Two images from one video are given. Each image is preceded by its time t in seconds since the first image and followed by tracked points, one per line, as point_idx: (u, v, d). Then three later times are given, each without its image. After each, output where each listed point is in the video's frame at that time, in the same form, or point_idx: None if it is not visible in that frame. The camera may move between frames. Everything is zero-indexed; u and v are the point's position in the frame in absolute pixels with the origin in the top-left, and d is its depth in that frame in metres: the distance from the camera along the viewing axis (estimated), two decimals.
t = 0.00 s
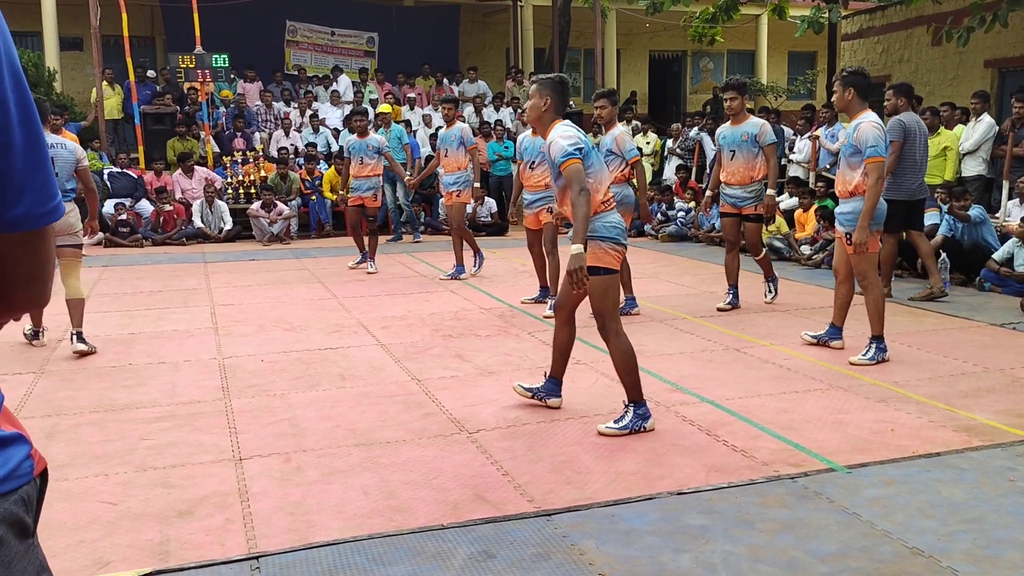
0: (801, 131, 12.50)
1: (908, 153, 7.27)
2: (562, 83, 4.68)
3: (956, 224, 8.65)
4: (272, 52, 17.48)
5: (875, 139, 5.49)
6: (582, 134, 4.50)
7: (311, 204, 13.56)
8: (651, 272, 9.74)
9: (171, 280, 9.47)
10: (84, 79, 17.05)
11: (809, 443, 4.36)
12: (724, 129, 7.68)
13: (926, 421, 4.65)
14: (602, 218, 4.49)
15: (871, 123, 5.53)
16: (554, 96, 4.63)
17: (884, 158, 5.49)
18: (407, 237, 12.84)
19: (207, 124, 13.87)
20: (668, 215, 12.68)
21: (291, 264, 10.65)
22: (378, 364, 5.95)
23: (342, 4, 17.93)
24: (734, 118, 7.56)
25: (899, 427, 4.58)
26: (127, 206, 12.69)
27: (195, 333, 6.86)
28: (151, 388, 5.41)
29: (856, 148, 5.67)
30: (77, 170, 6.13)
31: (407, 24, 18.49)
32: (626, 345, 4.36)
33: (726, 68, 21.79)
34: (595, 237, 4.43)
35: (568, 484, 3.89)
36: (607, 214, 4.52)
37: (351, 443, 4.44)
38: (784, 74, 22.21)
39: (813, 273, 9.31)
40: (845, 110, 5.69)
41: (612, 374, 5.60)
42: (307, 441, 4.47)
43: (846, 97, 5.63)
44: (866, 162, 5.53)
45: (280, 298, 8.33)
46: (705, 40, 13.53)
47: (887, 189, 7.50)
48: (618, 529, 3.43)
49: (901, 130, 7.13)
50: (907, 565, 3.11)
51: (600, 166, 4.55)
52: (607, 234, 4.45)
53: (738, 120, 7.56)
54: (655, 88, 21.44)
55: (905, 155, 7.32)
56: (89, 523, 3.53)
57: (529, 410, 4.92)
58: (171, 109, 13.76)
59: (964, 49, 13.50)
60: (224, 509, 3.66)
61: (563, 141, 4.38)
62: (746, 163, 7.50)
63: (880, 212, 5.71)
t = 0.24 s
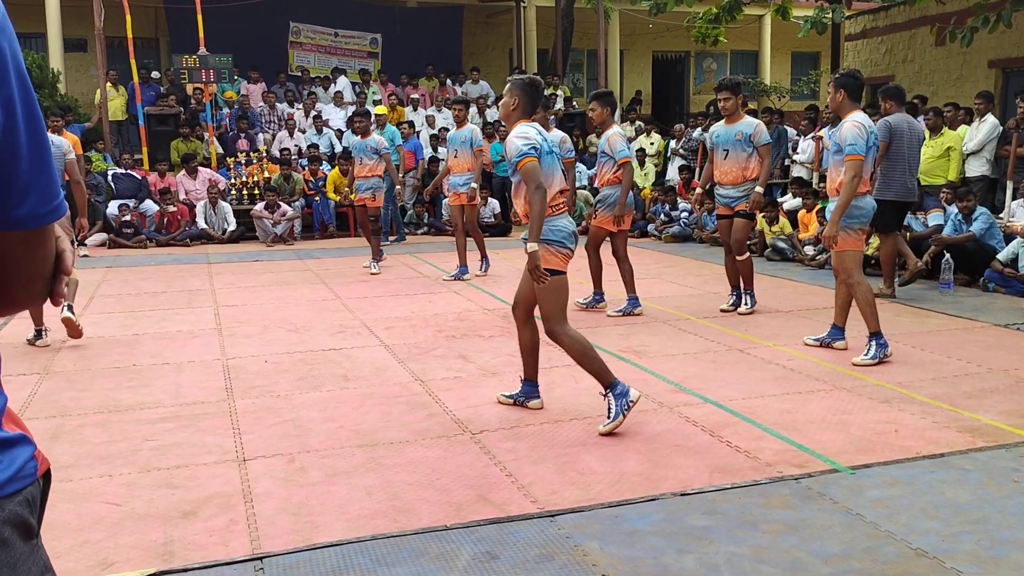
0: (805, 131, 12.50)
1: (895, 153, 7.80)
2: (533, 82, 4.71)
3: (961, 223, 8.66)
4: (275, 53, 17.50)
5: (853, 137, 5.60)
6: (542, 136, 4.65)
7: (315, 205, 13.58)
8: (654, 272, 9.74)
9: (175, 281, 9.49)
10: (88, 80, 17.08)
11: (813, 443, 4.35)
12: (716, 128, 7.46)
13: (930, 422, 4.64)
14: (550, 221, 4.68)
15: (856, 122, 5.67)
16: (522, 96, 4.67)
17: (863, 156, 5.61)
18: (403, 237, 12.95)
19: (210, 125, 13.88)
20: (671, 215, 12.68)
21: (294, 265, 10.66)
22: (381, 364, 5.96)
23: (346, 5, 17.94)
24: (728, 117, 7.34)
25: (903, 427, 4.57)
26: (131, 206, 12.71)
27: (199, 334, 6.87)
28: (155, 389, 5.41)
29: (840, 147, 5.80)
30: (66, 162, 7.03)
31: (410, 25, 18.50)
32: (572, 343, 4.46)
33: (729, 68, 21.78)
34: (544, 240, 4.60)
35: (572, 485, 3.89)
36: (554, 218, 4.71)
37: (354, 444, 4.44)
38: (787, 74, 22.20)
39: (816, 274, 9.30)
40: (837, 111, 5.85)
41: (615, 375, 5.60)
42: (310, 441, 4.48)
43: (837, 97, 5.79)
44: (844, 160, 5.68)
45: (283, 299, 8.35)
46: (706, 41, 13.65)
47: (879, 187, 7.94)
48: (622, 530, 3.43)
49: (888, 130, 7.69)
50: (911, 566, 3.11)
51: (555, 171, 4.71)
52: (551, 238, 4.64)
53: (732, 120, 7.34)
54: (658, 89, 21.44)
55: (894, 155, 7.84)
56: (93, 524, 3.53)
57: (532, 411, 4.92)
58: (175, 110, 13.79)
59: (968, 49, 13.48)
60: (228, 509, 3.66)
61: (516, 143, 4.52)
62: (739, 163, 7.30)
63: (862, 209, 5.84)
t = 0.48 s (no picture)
0: (809, 132, 12.50)
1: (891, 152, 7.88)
2: (496, 73, 4.86)
3: (967, 224, 8.65)
4: (280, 54, 17.52)
5: (840, 137, 5.80)
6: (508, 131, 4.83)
7: (319, 205, 13.58)
8: (659, 272, 9.74)
9: (180, 281, 9.50)
10: (93, 81, 17.12)
11: (817, 444, 4.35)
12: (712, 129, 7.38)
13: (935, 423, 4.64)
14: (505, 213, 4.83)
15: (848, 123, 5.87)
16: (486, 88, 4.80)
17: (849, 155, 5.79)
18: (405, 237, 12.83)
19: (215, 126, 13.90)
20: (675, 216, 12.67)
21: (298, 266, 10.67)
22: (386, 365, 5.96)
23: (350, 6, 17.96)
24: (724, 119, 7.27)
25: (908, 428, 4.57)
26: (136, 207, 12.73)
27: (204, 335, 6.88)
28: (159, 389, 5.42)
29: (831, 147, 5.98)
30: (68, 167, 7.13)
31: (414, 26, 18.52)
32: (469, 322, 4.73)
33: (733, 68, 21.75)
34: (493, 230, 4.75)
35: (576, 485, 3.89)
36: (511, 209, 4.85)
37: (358, 445, 4.44)
38: (791, 74, 22.18)
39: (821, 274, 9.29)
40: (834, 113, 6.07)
41: (619, 375, 5.60)
42: (315, 442, 4.48)
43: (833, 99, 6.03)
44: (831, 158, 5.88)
45: (288, 299, 8.36)
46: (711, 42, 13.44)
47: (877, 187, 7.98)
48: (626, 531, 3.43)
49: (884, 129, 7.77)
50: (916, 567, 3.10)
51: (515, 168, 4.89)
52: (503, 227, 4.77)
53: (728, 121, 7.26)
54: (662, 89, 21.43)
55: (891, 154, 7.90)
56: (97, 524, 3.54)
57: (536, 412, 4.92)
58: (179, 111, 13.84)
59: (973, 49, 13.45)
60: (233, 510, 3.67)
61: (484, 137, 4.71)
62: (733, 166, 7.26)
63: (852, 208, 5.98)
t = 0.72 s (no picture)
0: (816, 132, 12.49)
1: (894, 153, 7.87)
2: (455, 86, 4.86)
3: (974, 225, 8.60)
4: (286, 55, 17.55)
5: (834, 135, 5.88)
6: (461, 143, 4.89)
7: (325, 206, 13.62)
8: (664, 273, 9.73)
9: (186, 282, 9.53)
10: (100, 82, 17.19)
11: (823, 445, 4.34)
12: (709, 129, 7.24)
13: (941, 423, 4.62)
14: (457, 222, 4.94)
15: (844, 121, 5.94)
16: (443, 102, 4.81)
17: (845, 153, 5.86)
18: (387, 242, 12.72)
19: (221, 127, 13.93)
20: (681, 216, 12.65)
21: (304, 266, 10.69)
22: (391, 365, 5.97)
23: (356, 6, 18.00)
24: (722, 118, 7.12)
25: (915, 429, 4.55)
26: (143, 208, 12.78)
27: (210, 335, 6.90)
28: (166, 390, 5.44)
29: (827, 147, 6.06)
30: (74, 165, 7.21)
31: (419, 26, 18.54)
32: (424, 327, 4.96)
33: (739, 68, 21.72)
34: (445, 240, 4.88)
35: (581, 485, 3.89)
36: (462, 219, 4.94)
37: (364, 445, 4.45)
38: (798, 74, 22.14)
39: (827, 275, 9.28)
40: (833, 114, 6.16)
41: (625, 376, 5.59)
42: (320, 442, 4.49)
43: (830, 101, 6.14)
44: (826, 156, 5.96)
45: (294, 300, 8.38)
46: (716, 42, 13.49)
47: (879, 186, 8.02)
48: (631, 531, 3.43)
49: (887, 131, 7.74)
50: (922, 568, 3.09)
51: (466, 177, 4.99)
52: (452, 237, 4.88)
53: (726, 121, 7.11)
54: (668, 90, 21.42)
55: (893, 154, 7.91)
56: (104, 524, 3.55)
57: (541, 412, 4.92)
58: (186, 112, 13.91)
59: (980, 48, 13.40)
60: (239, 510, 3.68)
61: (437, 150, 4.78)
62: (726, 167, 7.13)
63: (849, 206, 6.04)
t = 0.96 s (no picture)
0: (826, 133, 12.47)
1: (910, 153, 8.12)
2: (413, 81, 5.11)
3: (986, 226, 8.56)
4: (296, 56, 17.61)
5: (829, 138, 5.98)
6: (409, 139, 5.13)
7: (335, 207, 13.69)
8: (674, 274, 9.71)
9: (197, 283, 9.56)
10: (111, 83, 17.27)
11: (833, 446, 4.32)
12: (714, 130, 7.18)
13: (952, 425, 4.60)
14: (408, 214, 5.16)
15: (839, 123, 6.06)
16: (399, 96, 5.08)
17: (839, 154, 5.97)
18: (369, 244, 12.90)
19: (232, 129, 13.98)
20: (691, 217, 12.63)
21: (314, 267, 10.71)
22: (400, 366, 5.98)
23: (366, 8, 18.05)
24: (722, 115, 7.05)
25: (925, 430, 4.53)
26: (154, 209, 12.84)
27: (220, 336, 6.93)
28: (176, 390, 5.46)
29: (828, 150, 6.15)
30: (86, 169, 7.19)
31: (429, 27, 18.57)
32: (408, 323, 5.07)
33: (749, 69, 21.68)
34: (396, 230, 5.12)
35: (590, 487, 3.89)
36: (414, 211, 5.17)
37: (373, 445, 4.46)
38: (808, 74, 22.09)
39: (838, 276, 9.25)
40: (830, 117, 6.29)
41: (634, 377, 5.59)
42: (330, 442, 4.50)
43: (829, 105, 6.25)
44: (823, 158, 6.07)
45: (304, 300, 8.40)
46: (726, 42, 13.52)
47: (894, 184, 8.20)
48: (640, 532, 3.42)
49: (902, 130, 7.97)
50: (933, 571, 3.08)
51: (422, 172, 5.20)
52: (404, 228, 5.12)
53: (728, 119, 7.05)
54: (678, 90, 21.40)
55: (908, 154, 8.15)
56: (115, 524, 3.57)
57: (550, 413, 4.92)
58: (196, 113, 13.98)
59: (992, 48, 13.33)
60: (249, 510, 3.69)
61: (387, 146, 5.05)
62: (729, 164, 7.09)
63: (847, 207, 6.14)
